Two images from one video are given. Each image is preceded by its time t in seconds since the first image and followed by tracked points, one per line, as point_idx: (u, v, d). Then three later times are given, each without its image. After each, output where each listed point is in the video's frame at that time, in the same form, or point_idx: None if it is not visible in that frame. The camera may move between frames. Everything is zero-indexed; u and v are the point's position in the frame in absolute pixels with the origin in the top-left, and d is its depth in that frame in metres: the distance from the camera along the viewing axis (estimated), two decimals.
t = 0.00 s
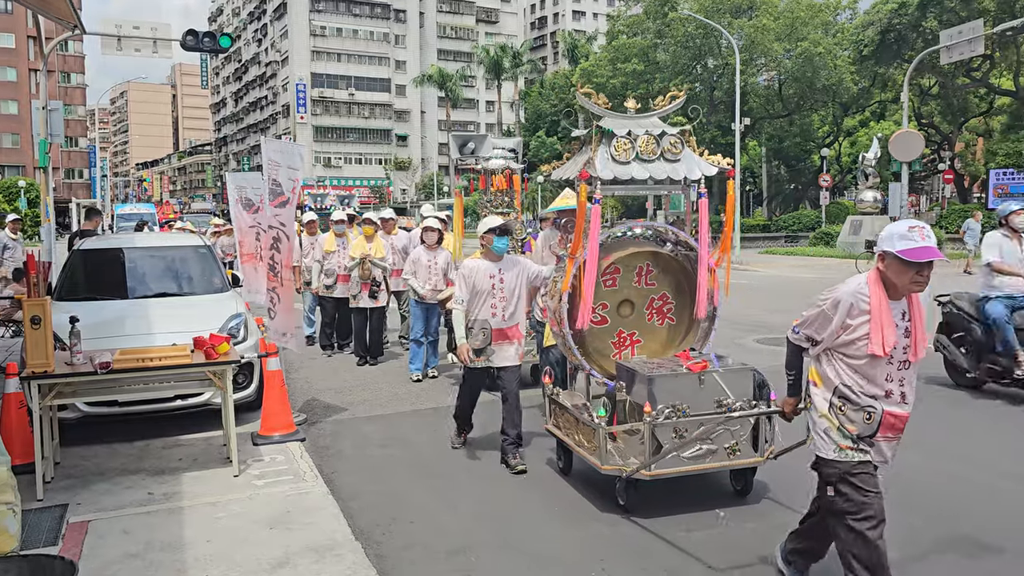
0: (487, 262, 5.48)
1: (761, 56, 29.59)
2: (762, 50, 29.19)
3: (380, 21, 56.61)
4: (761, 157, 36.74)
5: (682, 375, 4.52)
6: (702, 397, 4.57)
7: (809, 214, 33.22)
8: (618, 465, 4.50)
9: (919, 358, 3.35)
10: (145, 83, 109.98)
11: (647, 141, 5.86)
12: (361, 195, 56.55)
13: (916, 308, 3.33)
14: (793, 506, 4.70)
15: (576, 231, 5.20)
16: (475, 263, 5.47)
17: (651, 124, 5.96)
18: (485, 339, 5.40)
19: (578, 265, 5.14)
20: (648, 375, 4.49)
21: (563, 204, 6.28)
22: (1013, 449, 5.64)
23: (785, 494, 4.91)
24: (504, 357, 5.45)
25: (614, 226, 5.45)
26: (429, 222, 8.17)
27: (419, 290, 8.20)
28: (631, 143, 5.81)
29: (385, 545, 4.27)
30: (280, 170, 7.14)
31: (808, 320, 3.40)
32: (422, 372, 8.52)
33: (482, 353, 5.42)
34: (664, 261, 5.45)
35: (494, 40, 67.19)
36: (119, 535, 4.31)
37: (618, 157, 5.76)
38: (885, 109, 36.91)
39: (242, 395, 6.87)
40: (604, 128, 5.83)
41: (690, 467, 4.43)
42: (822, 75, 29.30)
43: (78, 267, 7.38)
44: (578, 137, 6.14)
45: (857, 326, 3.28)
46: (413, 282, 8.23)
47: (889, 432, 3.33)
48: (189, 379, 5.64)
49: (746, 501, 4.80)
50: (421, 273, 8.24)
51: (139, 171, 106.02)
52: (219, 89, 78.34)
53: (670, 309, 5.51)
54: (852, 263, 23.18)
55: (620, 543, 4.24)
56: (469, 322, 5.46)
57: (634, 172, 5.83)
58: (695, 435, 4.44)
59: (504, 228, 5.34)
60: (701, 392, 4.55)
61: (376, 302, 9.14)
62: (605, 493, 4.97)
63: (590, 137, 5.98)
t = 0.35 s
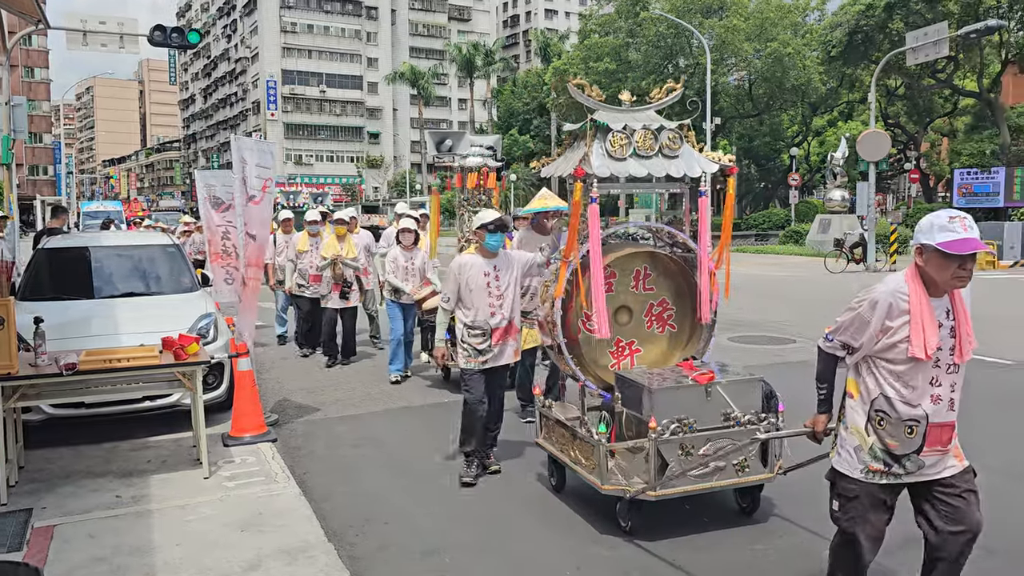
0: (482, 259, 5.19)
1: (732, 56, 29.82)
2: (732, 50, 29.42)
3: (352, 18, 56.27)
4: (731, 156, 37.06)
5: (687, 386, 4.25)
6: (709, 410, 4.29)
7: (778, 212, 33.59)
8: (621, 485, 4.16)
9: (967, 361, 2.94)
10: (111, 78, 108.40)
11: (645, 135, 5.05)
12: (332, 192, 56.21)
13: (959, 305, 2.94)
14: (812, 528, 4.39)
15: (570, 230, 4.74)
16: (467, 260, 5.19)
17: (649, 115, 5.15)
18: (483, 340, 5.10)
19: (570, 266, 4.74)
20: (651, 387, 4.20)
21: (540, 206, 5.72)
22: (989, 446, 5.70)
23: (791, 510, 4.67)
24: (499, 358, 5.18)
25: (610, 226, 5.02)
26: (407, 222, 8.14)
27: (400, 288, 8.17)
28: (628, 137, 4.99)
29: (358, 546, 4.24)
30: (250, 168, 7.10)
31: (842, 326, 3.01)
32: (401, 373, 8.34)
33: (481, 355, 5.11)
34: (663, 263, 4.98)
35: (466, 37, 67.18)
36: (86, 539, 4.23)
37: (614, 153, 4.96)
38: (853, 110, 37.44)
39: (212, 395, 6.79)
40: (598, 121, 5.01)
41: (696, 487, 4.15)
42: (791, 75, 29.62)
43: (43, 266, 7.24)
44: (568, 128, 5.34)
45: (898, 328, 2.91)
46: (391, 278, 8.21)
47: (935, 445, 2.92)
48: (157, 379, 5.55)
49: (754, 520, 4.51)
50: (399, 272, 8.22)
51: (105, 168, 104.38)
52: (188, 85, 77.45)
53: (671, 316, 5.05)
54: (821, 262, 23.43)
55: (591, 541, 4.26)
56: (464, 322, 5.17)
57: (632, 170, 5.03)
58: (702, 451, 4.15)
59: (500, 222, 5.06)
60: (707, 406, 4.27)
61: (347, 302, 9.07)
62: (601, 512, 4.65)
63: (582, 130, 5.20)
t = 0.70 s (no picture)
0: (477, 265, 4.71)
1: (713, 56, 29.93)
2: (713, 50, 29.47)
3: (333, 14, 56.00)
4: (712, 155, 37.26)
5: (716, 399, 3.89)
6: (737, 425, 3.93)
7: (758, 211, 33.81)
8: (643, 508, 3.83)
9: None
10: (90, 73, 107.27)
11: (661, 127, 4.82)
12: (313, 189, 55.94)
13: None
14: (839, 547, 4.10)
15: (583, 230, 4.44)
16: (465, 266, 4.71)
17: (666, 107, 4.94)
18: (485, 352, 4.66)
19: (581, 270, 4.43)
20: (678, 400, 3.83)
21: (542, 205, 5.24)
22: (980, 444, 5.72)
23: (818, 529, 4.35)
24: (500, 369, 4.74)
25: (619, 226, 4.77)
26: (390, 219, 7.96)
27: (384, 287, 7.91)
28: (643, 129, 4.78)
29: (339, 544, 4.22)
30: (231, 165, 7.02)
31: (926, 332, 2.88)
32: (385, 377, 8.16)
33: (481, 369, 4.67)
34: (675, 264, 4.74)
35: (448, 35, 67.06)
36: (63, 538, 4.19)
37: (629, 147, 4.74)
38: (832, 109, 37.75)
39: (191, 394, 6.73)
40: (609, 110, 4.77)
41: (724, 507, 3.82)
42: (771, 75, 29.76)
43: (18, 264, 7.15)
44: (575, 122, 5.11)
45: (987, 332, 2.79)
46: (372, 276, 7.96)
47: None
48: (136, 378, 5.50)
49: (779, 539, 4.20)
50: (382, 272, 7.97)
51: (82, 164, 103.20)
52: (167, 80, 76.76)
53: (683, 321, 4.82)
54: (800, 260, 23.62)
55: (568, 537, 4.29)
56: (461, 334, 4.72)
57: (646, 165, 4.79)
58: (730, 469, 3.85)
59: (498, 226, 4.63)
60: (735, 420, 3.91)
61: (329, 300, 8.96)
62: (615, 532, 4.34)
63: (592, 123, 4.93)
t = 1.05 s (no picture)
0: (483, 261, 4.43)
1: (702, 53, 29.93)
2: (702, 47, 29.45)
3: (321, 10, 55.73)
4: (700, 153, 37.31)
5: (761, 416, 3.57)
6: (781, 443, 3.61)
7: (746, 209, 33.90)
8: (684, 534, 3.45)
9: None
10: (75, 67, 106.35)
11: (690, 119, 4.92)
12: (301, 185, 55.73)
13: None
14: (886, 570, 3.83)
15: (609, 227, 4.03)
16: (468, 260, 4.41)
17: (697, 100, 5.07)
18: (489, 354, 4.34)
19: (605, 271, 4.03)
20: (722, 416, 3.49)
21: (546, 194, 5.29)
22: (952, 439, 5.80)
23: (864, 550, 4.06)
24: (508, 373, 4.36)
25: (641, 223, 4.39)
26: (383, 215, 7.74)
27: (375, 285, 7.60)
28: (673, 120, 4.87)
29: (327, 541, 4.22)
30: (217, 160, 6.96)
31: None
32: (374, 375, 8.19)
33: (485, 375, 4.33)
34: (700, 266, 4.36)
35: (437, 31, 66.86)
36: (48, 536, 4.17)
37: (658, 139, 4.80)
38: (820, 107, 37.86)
39: (177, 390, 6.70)
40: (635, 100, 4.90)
41: (771, 531, 3.47)
42: (760, 73, 29.74)
43: (2, 259, 7.08)
44: (599, 111, 5.23)
45: None
46: (364, 275, 7.68)
47: None
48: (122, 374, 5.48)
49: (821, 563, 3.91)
50: (374, 270, 7.75)
51: (67, 159, 102.28)
52: (153, 75, 76.21)
53: (708, 327, 4.44)
54: (787, 258, 23.70)
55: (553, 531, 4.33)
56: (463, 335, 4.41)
57: (680, 157, 4.83)
58: (776, 491, 3.50)
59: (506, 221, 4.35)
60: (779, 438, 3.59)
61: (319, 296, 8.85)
62: (641, 555, 4.01)
63: (619, 112, 5.03)
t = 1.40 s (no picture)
0: (518, 265, 4.06)
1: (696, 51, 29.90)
2: (696, 45, 29.47)
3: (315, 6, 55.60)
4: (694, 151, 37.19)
5: (818, 437, 3.17)
6: (842, 465, 3.24)
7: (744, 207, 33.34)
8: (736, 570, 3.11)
9: None
10: (69, 62, 105.94)
11: (735, 108, 3.96)
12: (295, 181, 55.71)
13: None
14: None
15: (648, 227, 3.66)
16: (503, 265, 4.05)
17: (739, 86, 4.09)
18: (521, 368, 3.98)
19: (643, 275, 3.66)
20: (778, 438, 3.09)
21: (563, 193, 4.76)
22: (940, 436, 5.84)
23: None
24: (545, 393, 4.02)
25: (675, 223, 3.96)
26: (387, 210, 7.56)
27: (380, 286, 7.41)
28: (716, 110, 3.92)
29: (319, 537, 4.22)
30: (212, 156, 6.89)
31: None
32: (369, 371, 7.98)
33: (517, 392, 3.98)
34: (740, 269, 3.92)
35: (431, 28, 66.91)
36: (39, 532, 4.15)
37: (700, 131, 3.88)
38: (813, 105, 37.95)
39: (170, 387, 6.68)
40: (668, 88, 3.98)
41: (829, 565, 3.13)
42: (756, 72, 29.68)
43: None
44: (631, 101, 4.26)
45: None
46: (366, 275, 7.46)
47: None
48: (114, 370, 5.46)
49: None
50: (378, 269, 7.57)
51: (60, 154, 101.78)
52: (146, 71, 75.97)
53: (748, 336, 4.01)
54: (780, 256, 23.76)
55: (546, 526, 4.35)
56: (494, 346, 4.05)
57: (723, 154, 3.90)
58: (836, 520, 3.15)
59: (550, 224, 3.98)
60: (841, 460, 3.22)
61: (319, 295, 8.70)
62: None
63: (656, 102, 4.10)
